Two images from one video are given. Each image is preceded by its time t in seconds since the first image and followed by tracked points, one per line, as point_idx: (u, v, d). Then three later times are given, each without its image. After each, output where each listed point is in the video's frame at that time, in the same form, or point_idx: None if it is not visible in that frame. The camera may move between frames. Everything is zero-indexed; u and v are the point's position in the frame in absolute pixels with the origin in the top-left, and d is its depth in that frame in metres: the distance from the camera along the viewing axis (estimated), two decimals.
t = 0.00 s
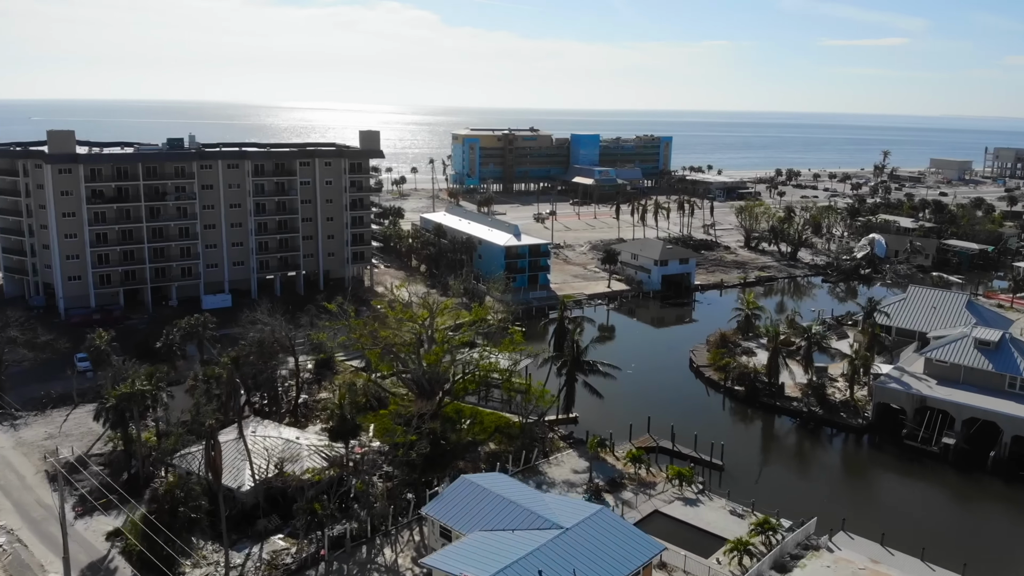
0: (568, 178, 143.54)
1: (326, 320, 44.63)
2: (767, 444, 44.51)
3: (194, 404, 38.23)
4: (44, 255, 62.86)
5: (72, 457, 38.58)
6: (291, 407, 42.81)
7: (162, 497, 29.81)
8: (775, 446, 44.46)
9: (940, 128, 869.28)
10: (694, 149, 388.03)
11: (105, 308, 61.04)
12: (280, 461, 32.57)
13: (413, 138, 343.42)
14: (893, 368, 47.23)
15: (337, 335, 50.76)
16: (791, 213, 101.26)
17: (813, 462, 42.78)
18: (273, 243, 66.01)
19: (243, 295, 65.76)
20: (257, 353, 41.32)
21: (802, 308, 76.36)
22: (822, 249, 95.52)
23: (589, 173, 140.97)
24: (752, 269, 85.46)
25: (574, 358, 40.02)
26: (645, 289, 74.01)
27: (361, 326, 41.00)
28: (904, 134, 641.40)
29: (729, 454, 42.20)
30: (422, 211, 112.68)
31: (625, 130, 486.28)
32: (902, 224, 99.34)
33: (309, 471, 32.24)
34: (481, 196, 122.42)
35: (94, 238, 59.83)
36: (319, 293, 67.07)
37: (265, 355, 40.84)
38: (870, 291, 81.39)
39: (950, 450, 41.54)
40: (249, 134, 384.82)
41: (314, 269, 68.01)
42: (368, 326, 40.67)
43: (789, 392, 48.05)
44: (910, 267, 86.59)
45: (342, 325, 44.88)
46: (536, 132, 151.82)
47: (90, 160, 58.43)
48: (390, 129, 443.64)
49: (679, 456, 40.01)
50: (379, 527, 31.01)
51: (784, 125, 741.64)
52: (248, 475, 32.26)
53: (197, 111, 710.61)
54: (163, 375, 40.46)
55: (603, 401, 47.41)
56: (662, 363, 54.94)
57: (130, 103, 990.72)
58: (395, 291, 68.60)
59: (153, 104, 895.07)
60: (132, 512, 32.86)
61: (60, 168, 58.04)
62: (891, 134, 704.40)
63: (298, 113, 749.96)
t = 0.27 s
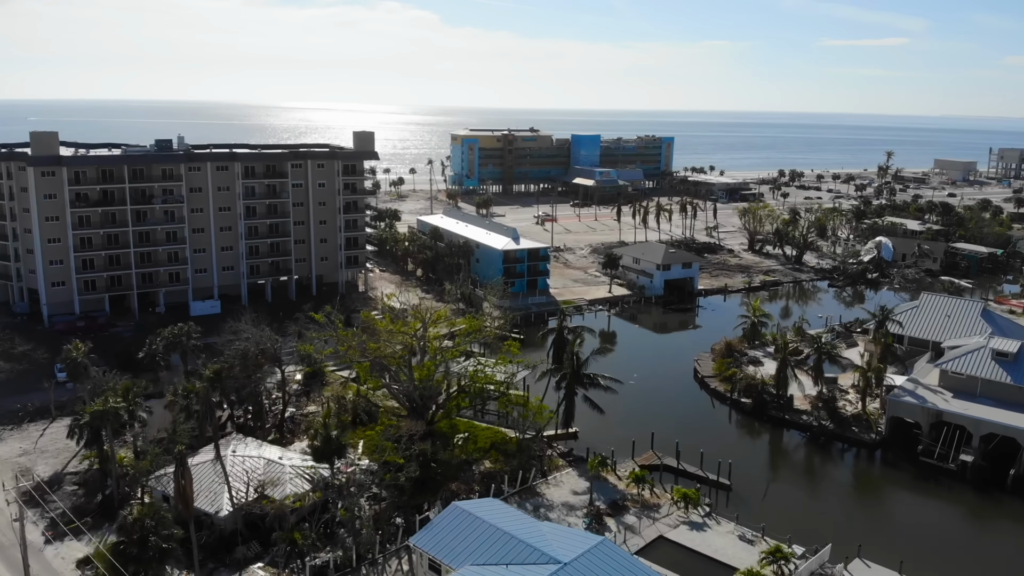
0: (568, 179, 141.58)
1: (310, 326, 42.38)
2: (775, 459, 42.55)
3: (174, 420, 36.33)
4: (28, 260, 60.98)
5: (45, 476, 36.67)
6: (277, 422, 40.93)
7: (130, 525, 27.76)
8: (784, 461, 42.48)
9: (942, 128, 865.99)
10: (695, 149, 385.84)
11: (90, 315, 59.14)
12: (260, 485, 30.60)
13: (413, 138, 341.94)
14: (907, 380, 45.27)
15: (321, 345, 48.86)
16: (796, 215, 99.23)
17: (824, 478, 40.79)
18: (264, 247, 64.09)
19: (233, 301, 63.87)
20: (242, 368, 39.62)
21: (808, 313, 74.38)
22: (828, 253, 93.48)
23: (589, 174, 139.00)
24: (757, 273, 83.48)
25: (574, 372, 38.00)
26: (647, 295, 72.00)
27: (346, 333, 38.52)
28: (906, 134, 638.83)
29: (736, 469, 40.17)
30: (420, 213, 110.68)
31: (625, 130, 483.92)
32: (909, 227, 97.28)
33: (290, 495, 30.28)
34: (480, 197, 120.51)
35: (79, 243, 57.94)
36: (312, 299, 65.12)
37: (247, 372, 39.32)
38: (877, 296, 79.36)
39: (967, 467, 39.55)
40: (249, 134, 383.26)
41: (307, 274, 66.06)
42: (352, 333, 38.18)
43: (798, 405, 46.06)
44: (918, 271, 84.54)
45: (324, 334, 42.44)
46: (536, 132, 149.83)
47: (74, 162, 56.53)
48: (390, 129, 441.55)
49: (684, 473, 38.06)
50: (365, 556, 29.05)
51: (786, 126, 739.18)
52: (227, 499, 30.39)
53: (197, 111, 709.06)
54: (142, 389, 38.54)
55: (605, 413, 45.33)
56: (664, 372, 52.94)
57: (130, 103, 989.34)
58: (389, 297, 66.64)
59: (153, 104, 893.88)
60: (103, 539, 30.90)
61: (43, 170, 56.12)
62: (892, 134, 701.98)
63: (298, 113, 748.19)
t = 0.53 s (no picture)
0: (569, 180, 139.55)
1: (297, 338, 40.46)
2: (784, 475, 40.58)
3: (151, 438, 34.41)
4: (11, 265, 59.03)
5: (15, 498, 34.74)
6: (261, 438, 38.98)
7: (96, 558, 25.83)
8: (793, 478, 40.49)
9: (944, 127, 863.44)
10: (696, 149, 383.63)
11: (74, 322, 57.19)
12: (238, 512, 28.68)
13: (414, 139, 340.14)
14: (923, 393, 43.20)
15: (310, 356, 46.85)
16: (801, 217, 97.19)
17: (835, 497, 38.79)
18: (254, 252, 62.15)
19: (222, 308, 61.92)
20: (224, 381, 37.62)
21: (815, 319, 72.35)
22: (834, 256, 91.41)
23: (590, 175, 137.09)
24: (762, 277, 81.48)
25: (574, 387, 36.00)
26: (649, 300, 69.96)
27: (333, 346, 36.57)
28: (908, 134, 636.26)
29: (744, 487, 38.22)
30: (418, 215, 108.72)
31: (626, 130, 481.78)
32: (917, 229, 95.18)
33: (270, 523, 28.34)
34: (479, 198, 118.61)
35: (62, 248, 55.98)
36: (304, 305, 63.18)
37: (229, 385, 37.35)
38: (885, 301, 77.34)
39: (987, 486, 37.45)
40: (248, 134, 381.70)
41: (299, 279, 64.12)
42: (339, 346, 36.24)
43: (807, 419, 44.06)
44: (927, 275, 82.46)
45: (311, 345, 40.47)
46: (536, 133, 147.87)
47: (56, 165, 54.53)
48: (389, 129, 439.66)
49: (689, 493, 36.12)
50: None
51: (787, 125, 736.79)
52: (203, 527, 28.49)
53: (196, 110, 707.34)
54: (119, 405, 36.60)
55: (606, 428, 43.36)
56: (667, 382, 50.95)
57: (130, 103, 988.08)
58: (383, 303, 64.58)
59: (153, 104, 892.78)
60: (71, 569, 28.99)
61: (24, 172, 54.13)
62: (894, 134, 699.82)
63: (298, 113, 746.49)
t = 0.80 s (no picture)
0: (569, 181, 137.65)
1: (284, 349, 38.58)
2: (793, 494, 38.66)
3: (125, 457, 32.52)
4: None
5: None
6: (244, 456, 37.13)
7: None
8: (803, 495, 38.55)
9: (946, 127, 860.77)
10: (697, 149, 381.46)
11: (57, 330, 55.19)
12: (213, 544, 26.77)
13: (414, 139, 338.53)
14: (939, 408, 41.19)
15: (298, 367, 44.94)
16: (806, 219, 95.19)
17: (847, 516, 36.81)
18: (244, 256, 60.21)
19: (211, 314, 60.01)
20: (204, 397, 35.73)
21: (821, 326, 70.36)
22: (840, 259, 89.38)
23: (591, 176, 135.10)
24: (767, 281, 79.51)
25: (574, 403, 34.05)
26: (651, 305, 67.97)
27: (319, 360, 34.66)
28: (910, 134, 633.88)
29: (752, 508, 36.24)
30: (416, 216, 106.73)
31: (627, 130, 479.73)
32: (924, 232, 93.15)
33: (248, 557, 26.44)
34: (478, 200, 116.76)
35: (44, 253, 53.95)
36: (295, 311, 61.26)
37: (210, 401, 35.46)
38: (893, 307, 75.40)
39: (1008, 508, 35.39)
40: (248, 134, 380.28)
41: (290, 284, 62.24)
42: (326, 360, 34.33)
43: (818, 433, 42.11)
44: (936, 279, 80.41)
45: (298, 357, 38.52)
46: (536, 133, 145.94)
47: (38, 166, 52.47)
48: (389, 130, 437.84)
49: (695, 516, 34.17)
50: None
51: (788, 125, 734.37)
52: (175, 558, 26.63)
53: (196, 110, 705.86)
54: (92, 423, 34.66)
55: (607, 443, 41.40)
56: (671, 393, 48.97)
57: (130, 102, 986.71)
58: (377, 308, 62.55)
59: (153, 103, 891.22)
60: None
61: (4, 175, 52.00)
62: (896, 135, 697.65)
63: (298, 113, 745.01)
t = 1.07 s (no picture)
0: (569, 182, 135.65)
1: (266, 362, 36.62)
2: (804, 514, 36.64)
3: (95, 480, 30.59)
4: None
5: None
6: (224, 475, 35.24)
7: None
8: (815, 516, 36.52)
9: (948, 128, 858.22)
10: (698, 149, 379.21)
11: (38, 338, 53.23)
12: None
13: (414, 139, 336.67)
14: (957, 423, 39.04)
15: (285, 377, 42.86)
16: (812, 222, 93.17)
17: (862, 539, 34.71)
18: (233, 261, 58.30)
19: (198, 321, 58.09)
20: (182, 414, 33.79)
21: (828, 332, 68.33)
22: (847, 263, 87.31)
23: (591, 176, 133.08)
24: (772, 286, 77.49)
25: (573, 421, 32.01)
26: (654, 311, 65.96)
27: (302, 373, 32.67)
28: (912, 134, 630.94)
29: (762, 531, 34.27)
30: (413, 218, 104.79)
31: (628, 130, 477.44)
32: (933, 234, 90.96)
33: None
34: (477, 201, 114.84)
35: (24, 258, 51.96)
36: (286, 317, 59.36)
37: (187, 420, 33.58)
38: (900, 313, 73.36)
39: None
40: (248, 134, 378.48)
41: (281, 290, 60.32)
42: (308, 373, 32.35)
43: (829, 450, 40.06)
44: (945, 284, 78.36)
45: (282, 370, 36.54)
46: (536, 133, 143.97)
47: (17, 169, 50.49)
48: (389, 130, 435.78)
49: (702, 541, 32.18)
50: None
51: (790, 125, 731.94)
52: None
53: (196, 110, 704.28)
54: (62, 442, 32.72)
55: (607, 459, 39.41)
56: (674, 404, 46.99)
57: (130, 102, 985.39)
58: (371, 314, 60.51)
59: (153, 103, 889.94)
60: None
61: None
62: (897, 135, 695.32)
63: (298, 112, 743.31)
